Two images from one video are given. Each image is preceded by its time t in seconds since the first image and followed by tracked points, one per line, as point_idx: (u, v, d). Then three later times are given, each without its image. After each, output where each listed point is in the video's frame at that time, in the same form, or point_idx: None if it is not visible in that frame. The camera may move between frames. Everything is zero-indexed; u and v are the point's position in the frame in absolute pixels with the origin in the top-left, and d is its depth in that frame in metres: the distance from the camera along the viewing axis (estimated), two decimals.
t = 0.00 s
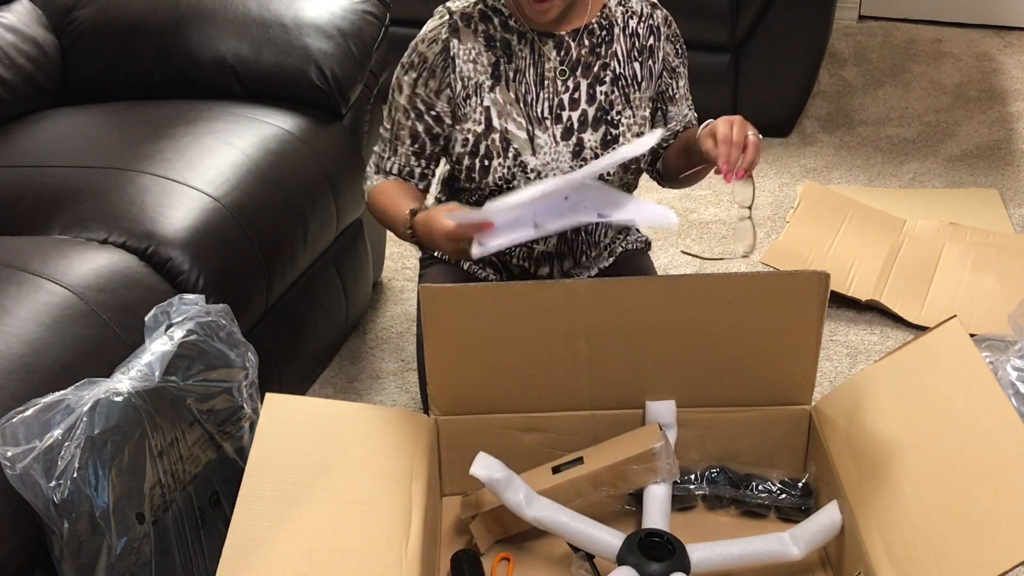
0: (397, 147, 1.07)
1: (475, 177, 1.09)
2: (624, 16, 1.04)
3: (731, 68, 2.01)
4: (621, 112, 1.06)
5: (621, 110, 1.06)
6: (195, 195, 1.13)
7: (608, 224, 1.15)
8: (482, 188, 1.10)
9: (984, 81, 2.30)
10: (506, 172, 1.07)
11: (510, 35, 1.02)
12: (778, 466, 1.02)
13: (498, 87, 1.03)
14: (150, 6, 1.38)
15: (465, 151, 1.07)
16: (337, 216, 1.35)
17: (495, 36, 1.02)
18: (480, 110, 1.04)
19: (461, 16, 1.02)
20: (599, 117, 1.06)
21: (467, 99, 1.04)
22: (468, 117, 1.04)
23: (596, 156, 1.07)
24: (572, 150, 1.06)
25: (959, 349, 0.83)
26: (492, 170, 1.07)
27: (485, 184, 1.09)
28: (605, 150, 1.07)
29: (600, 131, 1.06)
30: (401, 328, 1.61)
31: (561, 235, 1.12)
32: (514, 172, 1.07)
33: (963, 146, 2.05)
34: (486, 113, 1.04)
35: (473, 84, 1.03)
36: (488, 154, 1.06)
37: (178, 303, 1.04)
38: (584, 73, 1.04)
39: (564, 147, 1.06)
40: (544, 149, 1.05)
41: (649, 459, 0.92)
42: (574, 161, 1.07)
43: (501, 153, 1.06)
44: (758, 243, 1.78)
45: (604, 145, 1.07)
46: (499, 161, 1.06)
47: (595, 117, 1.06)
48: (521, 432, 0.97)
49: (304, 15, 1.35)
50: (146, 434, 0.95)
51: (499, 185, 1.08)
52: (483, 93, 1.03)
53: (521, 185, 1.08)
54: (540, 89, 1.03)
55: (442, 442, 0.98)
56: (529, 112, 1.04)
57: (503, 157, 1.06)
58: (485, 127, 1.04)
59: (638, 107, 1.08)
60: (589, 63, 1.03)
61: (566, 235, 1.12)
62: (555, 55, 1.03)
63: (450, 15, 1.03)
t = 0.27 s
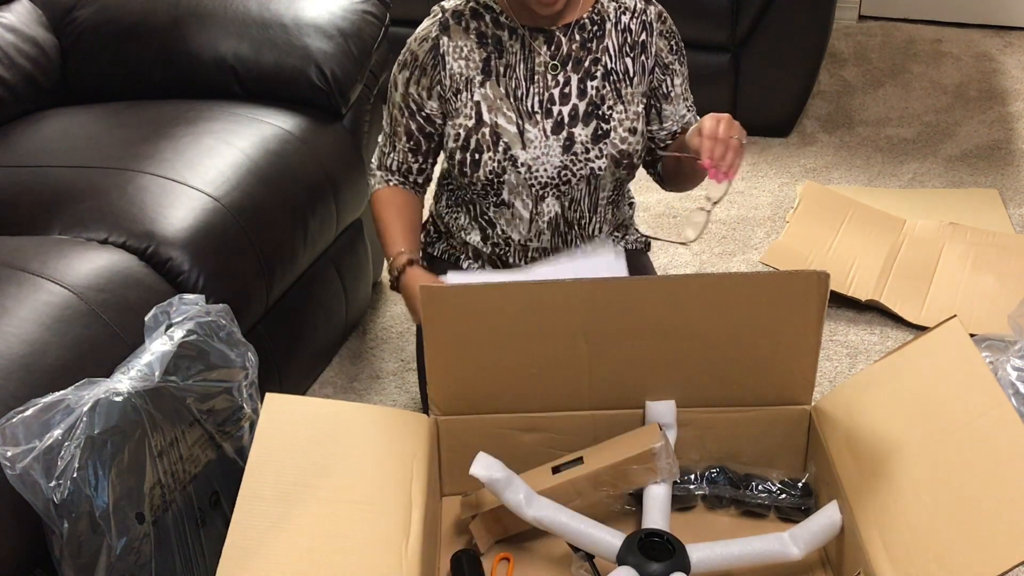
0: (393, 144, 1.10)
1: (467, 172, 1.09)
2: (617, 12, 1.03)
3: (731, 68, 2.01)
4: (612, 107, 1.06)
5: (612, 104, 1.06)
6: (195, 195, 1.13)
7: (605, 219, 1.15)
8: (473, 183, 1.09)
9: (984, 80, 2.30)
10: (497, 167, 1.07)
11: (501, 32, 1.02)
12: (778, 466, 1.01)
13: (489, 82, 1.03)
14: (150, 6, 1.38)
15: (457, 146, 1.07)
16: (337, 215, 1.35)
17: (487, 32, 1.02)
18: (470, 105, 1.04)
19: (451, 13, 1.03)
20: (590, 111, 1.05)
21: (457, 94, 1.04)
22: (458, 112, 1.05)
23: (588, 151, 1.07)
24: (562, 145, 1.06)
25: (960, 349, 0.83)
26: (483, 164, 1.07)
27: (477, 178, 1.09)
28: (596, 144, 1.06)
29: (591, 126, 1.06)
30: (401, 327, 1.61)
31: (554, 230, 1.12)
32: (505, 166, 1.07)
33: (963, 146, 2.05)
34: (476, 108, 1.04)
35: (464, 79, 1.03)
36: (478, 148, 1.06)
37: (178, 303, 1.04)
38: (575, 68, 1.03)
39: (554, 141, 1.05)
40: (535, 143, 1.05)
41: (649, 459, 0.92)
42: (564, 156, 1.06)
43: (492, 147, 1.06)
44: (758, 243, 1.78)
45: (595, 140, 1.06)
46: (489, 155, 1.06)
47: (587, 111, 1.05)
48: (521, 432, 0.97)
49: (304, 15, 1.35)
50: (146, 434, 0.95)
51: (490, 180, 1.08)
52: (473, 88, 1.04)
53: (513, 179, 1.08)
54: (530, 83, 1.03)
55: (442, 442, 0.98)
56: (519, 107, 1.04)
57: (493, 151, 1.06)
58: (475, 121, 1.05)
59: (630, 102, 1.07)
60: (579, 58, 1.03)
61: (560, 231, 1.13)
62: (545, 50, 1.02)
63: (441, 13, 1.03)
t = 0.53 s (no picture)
0: (399, 151, 1.09)
1: (466, 172, 1.08)
2: (610, 7, 1.04)
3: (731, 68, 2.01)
4: (609, 102, 1.05)
5: (609, 100, 1.05)
6: (195, 195, 1.13)
7: (604, 217, 1.15)
8: (472, 183, 1.09)
9: (984, 81, 2.30)
10: (497, 165, 1.06)
11: (497, 30, 1.02)
12: (778, 466, 1.01)
13: (486, 80, 1.03)
14: (150, 6, 1.38)
15: (455, 146, 1.06)
16: (337, 215, 1.35)
17: (482, 30, 1.03)
18: (468, 104, 1.04)
19: (446, 15, 1.03)
20: (587, 108, 1.05)
21: (455, 94, 1.04)
22: (456, 112, 1.05)
23: (586, 147, 1.06)
24: (560, 141, 1.05)
25: (960, 349, 0.83)
26: (482, 163, 1.06)
27: (476, 178, 1.08)
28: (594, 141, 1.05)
29: (589, 122, 1.05)
30: (401, 328, 1.61)
31: (554, 227, 1.12)
32: (504, 164, 1.06)
33: (963, 146, 2.05)
34: (474, 106, 1.04)
35: (461, 78, 1.04)
36: (477, 147, 1.05)
37: (178, 303, 1.04)
38: (570, 65, 1.04)
39: (552, 137, 1.05)
40: (533, 140, 1.05)
41: (649, 459, 0.92)
42: (563, 152, 1.06)
43: (491, 146, 1.05)
44: (758, 243, 1.78)
45: (593, 136, 1.06)
46: (488, 154, 1.05)
47: (584, 108, 1.05)
48: (521, 431, 0.97)
49: (304, 15, 1.35)
50: (146, 434, 0.95)
51: (489, 179, 1.08)
52: (470, 87, 1.04)
53: (513, 177, 1.07)
54: (527, 81, 1.03)
55: (442, 442, 0.98)
56: (517, 104, 1.04)
57: (492, 149, 1.05)
58: (473, 120, 1.04)
59: (627, 97, 1.06)
60: (575, 54, 1.03)
61: (561, 229, 1.13)
62: (541, 48, 1.03)
63: (436, 14, 1.04)
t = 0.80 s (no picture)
0: (412, 160, 1.08)
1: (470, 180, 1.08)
2: (610, 13, 1.04)
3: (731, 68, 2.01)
4: (611, 109, 1.06)
5: (611, 106, 1.06)
6: (195, 195, 1.13)
7: (603, 220, 1.15)
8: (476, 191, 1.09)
9: (984, 81, 2.30)
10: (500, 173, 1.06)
11: (499, 36, 1.03)
12: (778, 466, 1.01)
13: (489, 87, 1.04)
14: (150, 6, 1.38)
15: (459, 154, 1.06)
16: (337, 215, 1.35)
17: (485, 36, 1.03)
18: (471, 111, 1.04)
19: (448, 19, 1.03)
20: (589, 114, 1.05)
21: (459, 101, 1.04)
22: (460, 119, 1.05)
23: (588, 154, 1.06)
24: (562, 148, 1.06)
25: (960, 349, 0.83)
26: (486, 172, 1.06)
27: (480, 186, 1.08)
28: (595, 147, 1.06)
29: (591, 129, 1.06)
30: (401, 327, 1.61)
31: (555, 233, 1.12)
32: (508, 172, 1.06)
33: (963, 146, 2.05)
34: (477, 113, 1.04)
35: (464, 84, 1.03)
36: (480, 155, 1.06)
37: (178, 303, 1.04)
38: (572, 71, 1.04)
39: (555, 145, 1.06)
40: (536, 148, 1.05)
41: (649, 459, 0.92)
42: (565, 159, 1.06)
43: (494, 153, 1.05)
44: (758, 243, 1.78)
45: (595, 143, 1.06)
46: (491, 162, 1.06)
47: (585, 114, 1.05)
48: (521, 432, 0.97)
49: (304, 15, 1.35)
50: (146, 434, 0.95)
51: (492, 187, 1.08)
52: (473, 94, 1.04)
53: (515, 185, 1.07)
54: (529, 87, 1.04)
55: (442, 442, 0.98)
56: (519, 112, 1.04)
57: (495, 157, 1.06)
58: (477, 128, 1.05)
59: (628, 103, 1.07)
60: (576, 60, 1.04)
61: (561, 235, 1.13)
62: (542, 55, 1.03)
63: (438, 18, 1.03)
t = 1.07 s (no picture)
0: (408, 155, 1.05)
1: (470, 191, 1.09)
2: (617, 27, 1.04)
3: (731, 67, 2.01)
4: (614, 126, 1.05)
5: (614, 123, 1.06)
6: (195, 195, 1.13)
7: (602, 232, 1.15)
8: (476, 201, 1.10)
9: (984, 80, 2.30)
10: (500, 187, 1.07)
11: (505, 47, 1.02)
12: (778, 466, 1.01)
13: (494, 99, 1.04)
14: (150, 6, 1.38)
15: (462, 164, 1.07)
16: (337, 216, 1.35)
17: (491, 47, 1.02)
18: (475, 122, 1.04)
19: (456, 25, 1.03)
20: (592, 131, 1.05)
21: (464, 110, 1.04)
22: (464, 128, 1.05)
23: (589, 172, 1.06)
24: (564, 166, 1.06)
25: (959, 349, 0.83)
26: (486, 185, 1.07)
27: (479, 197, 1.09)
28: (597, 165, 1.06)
29: (593, 146, 1.06)
30: (401, 328, 1.61)
31: (554, 246, 1.12)
32: (508, 187, 1.07)
33: (963, 146, 2.05)
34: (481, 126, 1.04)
35: (470, 94, 1.03)
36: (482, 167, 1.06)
37: (178, 302, 1.04)
38: (577, 87, 1.04)
39: (556, 161, 1.06)
40: (538, 164, 1.06)
41: (649, 459, 0.92)
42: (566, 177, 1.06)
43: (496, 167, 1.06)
44: (758, 243, 1.78)
45: (597, 161, 1.06)
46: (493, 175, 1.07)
47: (589, 131, 1.05)
48: (521, 432, 0.97)
49: (304, 15, 1.35)
50: (146, 434, 0.95)
51: (492, 200, 1.08)
52: (479, 105, 1.04)
53: (515, 200, 1.08)
54: (533, 102, 1.04)
55: (442, 442, 0.98)
56: (523, 126, 1.05)
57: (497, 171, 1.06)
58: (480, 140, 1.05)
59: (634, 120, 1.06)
60: (581, 76, 1.04)
61: (561, 247, 1.13)
62: (548, 70, 1.03)
63: (446, 23, 1.03)
